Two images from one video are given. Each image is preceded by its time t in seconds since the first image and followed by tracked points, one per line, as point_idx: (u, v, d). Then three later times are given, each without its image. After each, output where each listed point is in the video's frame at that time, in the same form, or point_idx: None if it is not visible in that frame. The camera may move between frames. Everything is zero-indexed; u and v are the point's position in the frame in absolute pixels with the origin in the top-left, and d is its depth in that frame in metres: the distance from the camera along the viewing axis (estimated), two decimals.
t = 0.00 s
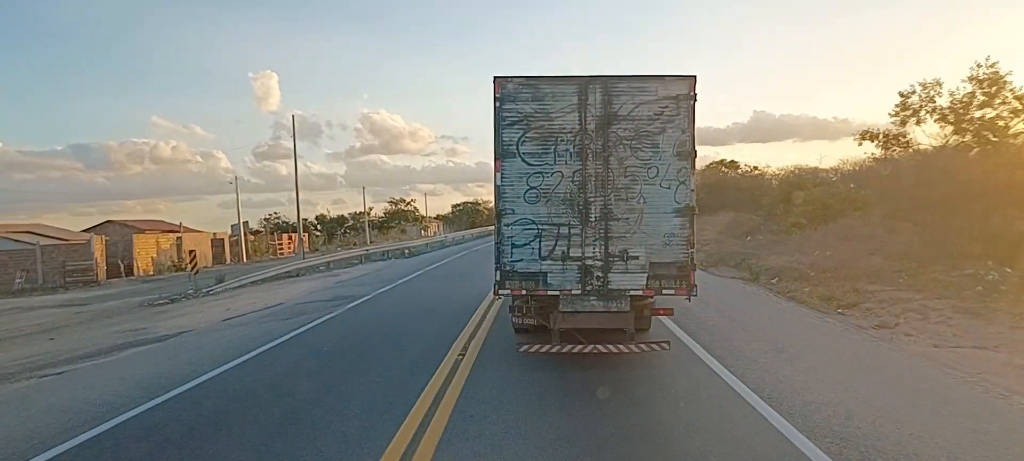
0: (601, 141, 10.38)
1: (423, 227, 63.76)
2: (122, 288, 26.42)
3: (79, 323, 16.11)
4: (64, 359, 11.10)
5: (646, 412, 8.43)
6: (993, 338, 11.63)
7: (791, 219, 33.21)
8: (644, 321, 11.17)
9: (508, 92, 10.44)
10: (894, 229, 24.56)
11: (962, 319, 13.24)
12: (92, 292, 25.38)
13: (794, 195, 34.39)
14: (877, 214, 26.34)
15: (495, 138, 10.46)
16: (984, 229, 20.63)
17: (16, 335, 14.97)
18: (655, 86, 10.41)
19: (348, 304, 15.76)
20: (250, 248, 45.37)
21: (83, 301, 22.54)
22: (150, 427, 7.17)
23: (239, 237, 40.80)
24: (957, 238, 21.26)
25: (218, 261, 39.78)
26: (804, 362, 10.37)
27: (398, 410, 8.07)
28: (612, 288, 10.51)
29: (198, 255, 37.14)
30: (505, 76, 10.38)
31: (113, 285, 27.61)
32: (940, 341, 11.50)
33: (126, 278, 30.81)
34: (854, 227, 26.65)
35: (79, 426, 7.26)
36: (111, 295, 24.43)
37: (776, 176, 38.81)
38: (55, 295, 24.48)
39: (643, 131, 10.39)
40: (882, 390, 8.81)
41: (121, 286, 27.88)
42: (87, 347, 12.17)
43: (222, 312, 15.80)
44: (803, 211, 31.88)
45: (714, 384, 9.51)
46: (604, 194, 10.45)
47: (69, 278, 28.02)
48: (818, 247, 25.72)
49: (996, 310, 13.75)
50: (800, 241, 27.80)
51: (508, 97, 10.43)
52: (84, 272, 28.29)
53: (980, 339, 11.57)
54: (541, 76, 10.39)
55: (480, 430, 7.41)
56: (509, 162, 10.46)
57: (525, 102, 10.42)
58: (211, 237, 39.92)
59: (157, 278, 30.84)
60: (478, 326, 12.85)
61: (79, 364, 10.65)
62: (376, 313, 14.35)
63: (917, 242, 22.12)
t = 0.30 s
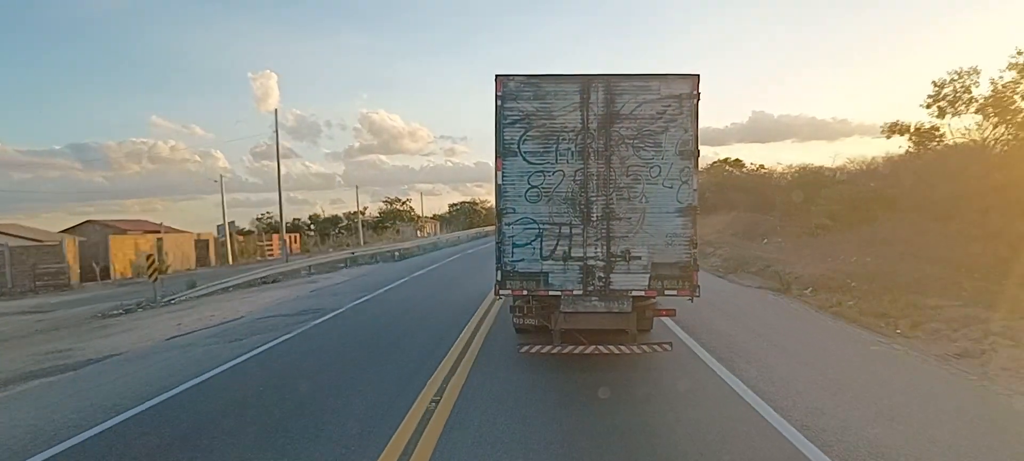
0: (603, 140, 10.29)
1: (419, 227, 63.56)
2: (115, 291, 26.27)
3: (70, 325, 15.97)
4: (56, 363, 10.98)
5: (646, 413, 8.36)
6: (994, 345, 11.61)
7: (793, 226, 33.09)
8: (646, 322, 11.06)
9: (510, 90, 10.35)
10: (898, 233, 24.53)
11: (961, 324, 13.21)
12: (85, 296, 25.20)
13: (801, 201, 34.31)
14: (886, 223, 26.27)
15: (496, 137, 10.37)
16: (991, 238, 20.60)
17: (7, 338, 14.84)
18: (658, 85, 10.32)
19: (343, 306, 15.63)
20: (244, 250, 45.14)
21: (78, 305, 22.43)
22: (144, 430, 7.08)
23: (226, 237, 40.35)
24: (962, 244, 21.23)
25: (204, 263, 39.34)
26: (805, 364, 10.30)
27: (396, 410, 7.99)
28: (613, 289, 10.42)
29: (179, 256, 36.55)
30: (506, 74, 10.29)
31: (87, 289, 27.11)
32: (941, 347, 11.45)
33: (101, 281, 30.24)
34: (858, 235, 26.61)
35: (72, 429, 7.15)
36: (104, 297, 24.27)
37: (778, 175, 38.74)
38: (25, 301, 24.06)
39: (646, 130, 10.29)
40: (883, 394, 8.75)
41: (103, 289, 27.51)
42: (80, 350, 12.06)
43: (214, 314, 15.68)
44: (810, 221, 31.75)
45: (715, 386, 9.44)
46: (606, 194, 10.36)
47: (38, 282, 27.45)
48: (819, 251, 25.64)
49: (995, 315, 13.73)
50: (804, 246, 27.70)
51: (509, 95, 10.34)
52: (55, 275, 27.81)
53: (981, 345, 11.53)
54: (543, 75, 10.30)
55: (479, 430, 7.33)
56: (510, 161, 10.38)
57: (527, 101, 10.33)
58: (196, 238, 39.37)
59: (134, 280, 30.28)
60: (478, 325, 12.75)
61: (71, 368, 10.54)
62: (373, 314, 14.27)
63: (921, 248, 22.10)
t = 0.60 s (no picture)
0: (605, 140, 10.18)
1: (416, 228, 63.37)
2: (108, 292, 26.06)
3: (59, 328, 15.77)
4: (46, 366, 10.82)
5: (648, 413, 8.24)
6: (998, 344, 11.52)
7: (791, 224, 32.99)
8: (648, 323, 10.93)
9: (510, 89, 10.23)
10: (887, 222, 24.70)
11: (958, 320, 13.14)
12: (76, 299, 24.93)
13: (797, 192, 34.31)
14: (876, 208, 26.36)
15: (496, 137, 10.26)
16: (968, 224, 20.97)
17: None
18: (660, 83, 10.20)
19: (342, 307, 15.52)
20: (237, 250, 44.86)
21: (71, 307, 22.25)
22: (137, 432, 6.93)
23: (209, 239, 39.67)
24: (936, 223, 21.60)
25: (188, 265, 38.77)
26: (809, 365, 10.19)
27: (395, 411, 7.86)
28: (615, 290, 10.30)
29: (159, 257, 35.82)
30: (506, 73, 10.17)
31: (57, 293, 26.53)
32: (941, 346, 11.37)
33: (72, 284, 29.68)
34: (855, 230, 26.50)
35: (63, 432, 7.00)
36: (97, 300, 24.05)
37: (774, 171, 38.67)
38: None
39: (648, 129, 10.18)
40: (886, 392, 8.65)
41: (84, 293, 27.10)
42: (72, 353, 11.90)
43: (210, 315, 15.56)
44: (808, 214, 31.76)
45: (718, 386, 9.33)
46: (608, 194, 10.25)
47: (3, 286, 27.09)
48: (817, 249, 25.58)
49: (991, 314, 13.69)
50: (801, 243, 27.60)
51: (510, 94, 10.23)
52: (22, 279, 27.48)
53: (983, 344, 11.45)
54: (543, 73, 10.19)
55: (479, 430, 7.21)
56: (511, 161, 10.26)
57: (527, 100, 10.21)
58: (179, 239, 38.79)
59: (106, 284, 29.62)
60: (478, 326, 12.64)
61: (64, 369, 10.43)
62: (371, 315, 14.17)
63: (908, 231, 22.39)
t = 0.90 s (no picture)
0: (606, 140, 10.09)
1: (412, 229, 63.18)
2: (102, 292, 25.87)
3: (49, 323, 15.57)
4: (38, 365, 10.69)
5: (649, 415, 8.17)
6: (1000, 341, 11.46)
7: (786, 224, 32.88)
8: (650, 325, 10.87)
9: (510, 89, 10.14)
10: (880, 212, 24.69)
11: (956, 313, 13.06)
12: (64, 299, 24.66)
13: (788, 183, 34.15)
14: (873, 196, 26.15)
15: (497, 137, 10.17)
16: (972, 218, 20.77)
17: None
18: (662, 83, 10.11)
19: (341, 308, 15.42)
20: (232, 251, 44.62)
21: (64, 302, 22.03)
22: (133, 433, 6.83)
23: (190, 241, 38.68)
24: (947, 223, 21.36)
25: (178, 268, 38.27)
26: (810, 366, 10.12)
27: (393, 412, 7.79)
28: (617, 291, 10.20)
29: (135, 259, 34.86)
30: (507, 72, 10.07)
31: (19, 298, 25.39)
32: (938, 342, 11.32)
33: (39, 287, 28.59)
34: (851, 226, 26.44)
35: (58, 433, 6.91)
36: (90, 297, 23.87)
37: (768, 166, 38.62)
38: None
39: (650, 129, 10.09)
40: (887, 392, 8.59)
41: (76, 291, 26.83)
42: (64, 352, 11.76)
43: (206, 315, 15.43)
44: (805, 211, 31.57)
45: (720, 389, 9.26)
46: (610, 194, 10.16)
47: None
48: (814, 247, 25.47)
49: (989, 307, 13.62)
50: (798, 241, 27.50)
51: (510, 94, 10.14)
52: None
53: (982, 342, 11.37)
54: (545, 73, 10.09)
55: (479, 432, 7.14)
56: (511, 162, 10.17)
57: (528, 99, 10.12)
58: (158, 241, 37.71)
59: (76, 287, 28.74)
60: (479, 328, 12.55)
61: (59, 370, 10.31)
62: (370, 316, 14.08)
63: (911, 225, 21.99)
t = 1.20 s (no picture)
0: (609, 138, 10.01)
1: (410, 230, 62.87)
2: (95, 292, 25.62)
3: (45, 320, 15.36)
4: (32, 365, 10.53)
5: (652, 416, 8.11)
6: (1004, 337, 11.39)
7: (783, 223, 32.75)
8: (652, 325, 10.78)
9: (512, 86, 10.06)
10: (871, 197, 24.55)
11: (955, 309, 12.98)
12: (56, 299, 24.35)
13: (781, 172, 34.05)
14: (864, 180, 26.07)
15: (499, 134, 10.09)
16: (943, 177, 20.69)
17: None
18: (665, 80, 10.03)
19: (339, 308, 15.28)
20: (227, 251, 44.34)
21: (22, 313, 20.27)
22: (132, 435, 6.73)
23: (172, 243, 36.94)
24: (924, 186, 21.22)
25: (169, 270, 37.62)
26: (812, 367, 10.05)
27: (393, 412, 7.70)
28: (619, 291, 10.12)
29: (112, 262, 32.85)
30: (509, 70, 9.99)
31: None
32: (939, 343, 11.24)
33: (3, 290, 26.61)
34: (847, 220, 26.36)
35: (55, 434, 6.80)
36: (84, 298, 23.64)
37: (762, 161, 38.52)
38: None
39: (653, 127, 10.01)
40: (891, 395, 8.52)
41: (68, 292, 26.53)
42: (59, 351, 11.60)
43: (203, 315, 15.24)
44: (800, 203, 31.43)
45: (722, 389, 9.19)
46: (612, 193, 10.08)
47: None
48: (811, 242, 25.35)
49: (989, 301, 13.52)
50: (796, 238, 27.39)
51: (512, 92, 10.06)
52: None
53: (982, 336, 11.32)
54: (547, 71, 10.01)
55: (481, 433, 7.06)
56: (513, 160, 10.09)
57: (530, 97, 10.05)
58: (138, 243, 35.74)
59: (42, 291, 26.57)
60: (480, 327, 12.44)
61: (54, 371, 10.14)
62: (369, 316, 13.95)
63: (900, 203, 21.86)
